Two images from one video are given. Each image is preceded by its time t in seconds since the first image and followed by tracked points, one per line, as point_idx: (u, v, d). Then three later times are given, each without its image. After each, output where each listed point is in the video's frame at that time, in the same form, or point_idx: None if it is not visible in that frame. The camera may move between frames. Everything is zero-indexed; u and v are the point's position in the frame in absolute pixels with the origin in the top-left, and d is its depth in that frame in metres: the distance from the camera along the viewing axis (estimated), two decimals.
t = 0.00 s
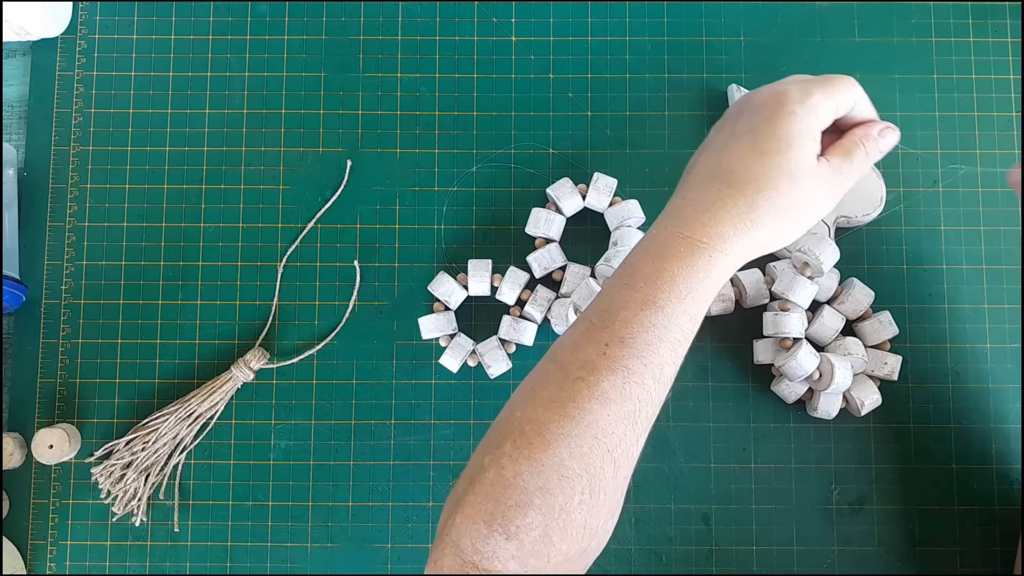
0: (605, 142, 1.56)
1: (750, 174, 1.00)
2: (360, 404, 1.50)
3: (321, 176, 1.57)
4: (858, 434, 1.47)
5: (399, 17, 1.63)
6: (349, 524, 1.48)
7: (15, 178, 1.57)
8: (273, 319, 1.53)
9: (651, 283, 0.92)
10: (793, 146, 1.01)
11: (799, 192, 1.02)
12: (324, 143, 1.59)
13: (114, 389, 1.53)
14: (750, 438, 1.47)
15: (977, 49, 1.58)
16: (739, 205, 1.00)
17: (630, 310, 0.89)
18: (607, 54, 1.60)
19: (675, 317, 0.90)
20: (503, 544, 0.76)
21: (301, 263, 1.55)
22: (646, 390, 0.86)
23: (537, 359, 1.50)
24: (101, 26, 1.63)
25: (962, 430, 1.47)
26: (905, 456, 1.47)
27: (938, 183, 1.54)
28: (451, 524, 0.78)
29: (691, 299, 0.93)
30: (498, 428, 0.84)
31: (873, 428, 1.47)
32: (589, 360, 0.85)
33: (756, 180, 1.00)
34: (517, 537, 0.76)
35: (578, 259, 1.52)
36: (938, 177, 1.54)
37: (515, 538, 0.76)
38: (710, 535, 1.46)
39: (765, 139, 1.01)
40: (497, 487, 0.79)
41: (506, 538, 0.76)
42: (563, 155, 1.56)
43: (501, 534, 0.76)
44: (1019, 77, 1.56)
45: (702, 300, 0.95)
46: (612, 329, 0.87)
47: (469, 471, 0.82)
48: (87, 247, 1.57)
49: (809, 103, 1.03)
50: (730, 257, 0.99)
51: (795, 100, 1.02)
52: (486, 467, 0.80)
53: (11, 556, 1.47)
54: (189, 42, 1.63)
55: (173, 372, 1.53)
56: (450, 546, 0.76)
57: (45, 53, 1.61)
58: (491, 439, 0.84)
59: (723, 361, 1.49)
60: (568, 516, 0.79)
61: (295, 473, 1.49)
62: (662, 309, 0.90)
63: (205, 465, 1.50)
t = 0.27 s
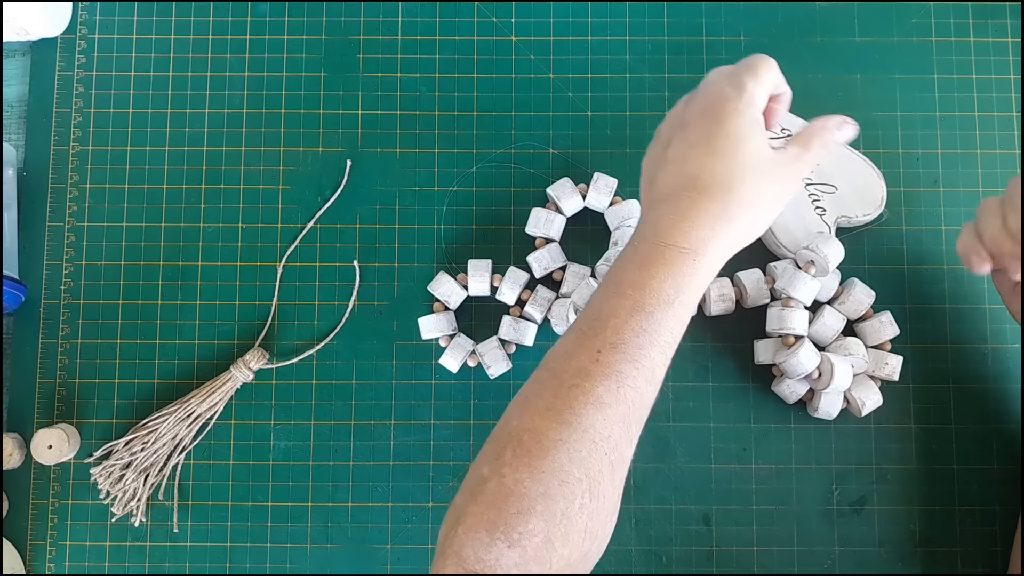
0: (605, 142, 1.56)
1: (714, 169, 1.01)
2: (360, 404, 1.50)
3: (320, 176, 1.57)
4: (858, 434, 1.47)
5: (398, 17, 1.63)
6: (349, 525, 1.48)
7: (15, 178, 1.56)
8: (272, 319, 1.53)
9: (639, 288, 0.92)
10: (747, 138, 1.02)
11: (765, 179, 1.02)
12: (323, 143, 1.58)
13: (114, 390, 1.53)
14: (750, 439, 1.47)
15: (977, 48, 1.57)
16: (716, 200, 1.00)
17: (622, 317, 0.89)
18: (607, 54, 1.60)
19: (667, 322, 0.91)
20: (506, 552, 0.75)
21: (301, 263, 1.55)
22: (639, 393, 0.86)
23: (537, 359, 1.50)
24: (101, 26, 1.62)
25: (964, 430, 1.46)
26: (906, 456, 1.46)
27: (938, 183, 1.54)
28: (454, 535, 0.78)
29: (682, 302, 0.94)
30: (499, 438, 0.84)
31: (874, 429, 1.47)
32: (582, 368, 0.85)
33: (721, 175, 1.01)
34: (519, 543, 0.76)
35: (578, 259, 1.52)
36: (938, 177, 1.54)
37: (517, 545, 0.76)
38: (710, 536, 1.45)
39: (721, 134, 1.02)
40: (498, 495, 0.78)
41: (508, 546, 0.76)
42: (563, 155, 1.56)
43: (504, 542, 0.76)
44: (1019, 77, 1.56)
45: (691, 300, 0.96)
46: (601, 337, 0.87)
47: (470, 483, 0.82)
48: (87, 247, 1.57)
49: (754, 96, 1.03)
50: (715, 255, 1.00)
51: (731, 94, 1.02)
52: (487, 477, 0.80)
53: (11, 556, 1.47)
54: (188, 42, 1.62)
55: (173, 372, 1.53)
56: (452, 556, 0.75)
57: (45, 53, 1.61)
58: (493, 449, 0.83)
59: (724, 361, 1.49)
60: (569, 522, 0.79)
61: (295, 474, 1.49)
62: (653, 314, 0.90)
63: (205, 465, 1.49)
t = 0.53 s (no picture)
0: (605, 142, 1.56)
1: (668, 160, 1.05)
2: (361, 404, 1.50)
3: (321, 176, 1.57)
4: (857, 434, 1.47)
5: (399, 17, 1.63)
6: (349, 524, 1.48)
7: (15, 178, 1.57)
8: (272, 319, 1.53)
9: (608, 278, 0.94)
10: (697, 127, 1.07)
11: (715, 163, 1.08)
12: (324, 143, 1.59)
13: (114, 389, 1.53)
14: (750, 439, 1.47)
15: (977, 49, 1.58)
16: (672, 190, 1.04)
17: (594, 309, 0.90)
18: (607, 54, 1.60)
19: (639, 312, 0.92)
20: (487, 549, 0.74)
21: (301, 263, 1.55)
22: (613, 385, 0.87)
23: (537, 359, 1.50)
24: (101, 26, 1.63)
25: (963, 430, 1.47)
26: (905, 456, 1.46)
27: (938, 183, 1.54)
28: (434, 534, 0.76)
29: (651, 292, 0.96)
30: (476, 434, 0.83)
31: (873, 429, 1.47)
32: (557, 361, 0.85)
33: (680, 165, 1.05)
34: (501, 540, 0.75)
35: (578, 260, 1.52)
36: (938, 177, 1.54)
37: (499, 542, 0.75)
38: (710, 535, 1.46)
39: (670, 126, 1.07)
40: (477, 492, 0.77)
41: (492, 544, 0.75)
42: (563, 155, 1.56)
43: (486, 539, 0.75)
44: (1019, 77, 1.56)
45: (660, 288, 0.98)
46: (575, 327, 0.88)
47: (444, 482, 0.80)
48: (87, 247, 1.57)
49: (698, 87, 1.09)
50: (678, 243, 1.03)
51: (688, 85, 1.09)
52: (463, 475, 0.79)
53: (11, 556, 1.47)
54: (189, 42, 1.63)
55: (173, 372, 1.53)
56: (432, 556, 0.74)
57: (45, 53, 1.61)
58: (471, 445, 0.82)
59: (724, 361, 1.49)
60: (549, 516, 0.79)
61: (295, 473, 1.49)
62: (625, 306, 0.91)
63: (205, 465, 1.49)
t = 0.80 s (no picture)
0: (605, 142, 1.56)
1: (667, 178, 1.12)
2: (360, 404, 1.50)
3: (321, 176, 1.57)
4: (857, 434, 1.47)
5: (399, 17, 1.63)
6: (349, 524, 1.48)
7: (15, 178, 1.57)
8: (272, 319, 1.53)
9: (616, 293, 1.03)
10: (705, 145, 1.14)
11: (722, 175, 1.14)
12: (324, 143, 1.59)
13: (114, 389, 1.53)
14: (750, 439, 1.47)
15: (977, 49, 1.58)
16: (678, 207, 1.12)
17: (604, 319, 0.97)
18: (607, 54, 1.60)
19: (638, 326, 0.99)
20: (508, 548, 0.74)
21: (301, 263, 1.55)
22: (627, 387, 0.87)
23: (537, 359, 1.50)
24: (101, 26, 1.62)
25: (963, 430, 1.47)
26: (905, 456, 1.47)
27: (938, 183, 1.54)
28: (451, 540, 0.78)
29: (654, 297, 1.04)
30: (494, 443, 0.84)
31: (873, 429, 1.47)
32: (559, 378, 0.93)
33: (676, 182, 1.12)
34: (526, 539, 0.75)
35: (578, 260, 1.52)
36: (938, 177, 1.54)
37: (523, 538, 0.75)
38: (710, 535, 1.46)
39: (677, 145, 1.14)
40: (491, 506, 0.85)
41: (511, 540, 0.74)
42: (563, 155, 1.56)
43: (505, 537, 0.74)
44: (1019, 77, 1.56)
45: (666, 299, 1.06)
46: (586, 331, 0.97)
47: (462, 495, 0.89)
48: (87, 247, 1.57)
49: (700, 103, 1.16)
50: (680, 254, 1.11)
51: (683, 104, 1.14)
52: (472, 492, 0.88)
53: (11, 556, 1.47)
54: (189, 42, 1.63)
55: (173, 372, 1.53)
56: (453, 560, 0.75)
57: (45, 53, 1.61)
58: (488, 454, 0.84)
59: (724, 361, 1.49)
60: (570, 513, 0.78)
61: (295, 473, 1.49)
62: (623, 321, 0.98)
63: (205, 465, 1.49)
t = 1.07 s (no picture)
0: (605, 142, 1.56)
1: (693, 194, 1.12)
2: (360, 404, 1.50)
3: (320, 176, 1.57)
4: (858, 434, 1.47)
5: (399, 17, 1.63)
6: (349, 524, 1.48)
7: (15, 178, 1.57)
8: (272, 319, 1.53)
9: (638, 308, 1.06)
10: (738, 160, 1.14)
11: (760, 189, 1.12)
12: (323, 143, 1.59)
13: (114, 389, 1.53)
14: (750, 438, 1.47)
15: (977, 49, 1.58)
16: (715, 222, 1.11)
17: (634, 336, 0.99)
18: (607, 54, 1.60)
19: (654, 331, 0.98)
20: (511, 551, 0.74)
21: (301, 263, 1.55)
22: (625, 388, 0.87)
23: (537, 359, 1.50)
24: (101, 26, 1.63)
25: (963, 430, 1.47)
26: (905, 456, 1.46)
27: (938, 183, 1.54)
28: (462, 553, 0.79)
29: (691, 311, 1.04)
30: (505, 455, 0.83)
31: (873, 428, 1.47)
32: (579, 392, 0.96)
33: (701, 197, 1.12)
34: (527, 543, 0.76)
35: (578, 260, 1.52)
36: (938, 177, 1.54)
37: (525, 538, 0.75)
38: (710, 535, 1.46)
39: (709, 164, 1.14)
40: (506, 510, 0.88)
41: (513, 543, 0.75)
42: (563, 155, 1.56)
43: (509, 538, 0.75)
44: (1019, 77, 1.56)
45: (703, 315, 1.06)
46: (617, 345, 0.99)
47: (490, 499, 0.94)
48: (87, 247, 1.57)
49: (724, 122, 1.17)
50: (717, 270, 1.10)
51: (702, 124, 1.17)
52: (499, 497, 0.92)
53: (11, 556, 1.47)
54: (189, 42, 1.63)
55: (173, 372, 1.53)
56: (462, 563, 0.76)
57: (45, 53, 1.61)
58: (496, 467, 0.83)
59: (724, 361, 1.49)
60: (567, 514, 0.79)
61: (295, 473, 1.49)
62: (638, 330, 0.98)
63: (205, 465, 1.50)
